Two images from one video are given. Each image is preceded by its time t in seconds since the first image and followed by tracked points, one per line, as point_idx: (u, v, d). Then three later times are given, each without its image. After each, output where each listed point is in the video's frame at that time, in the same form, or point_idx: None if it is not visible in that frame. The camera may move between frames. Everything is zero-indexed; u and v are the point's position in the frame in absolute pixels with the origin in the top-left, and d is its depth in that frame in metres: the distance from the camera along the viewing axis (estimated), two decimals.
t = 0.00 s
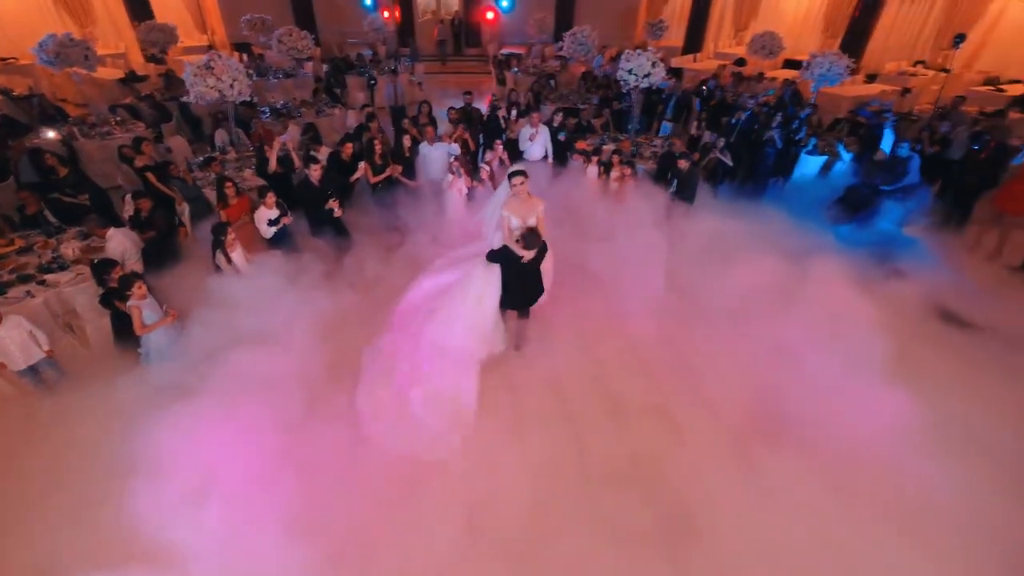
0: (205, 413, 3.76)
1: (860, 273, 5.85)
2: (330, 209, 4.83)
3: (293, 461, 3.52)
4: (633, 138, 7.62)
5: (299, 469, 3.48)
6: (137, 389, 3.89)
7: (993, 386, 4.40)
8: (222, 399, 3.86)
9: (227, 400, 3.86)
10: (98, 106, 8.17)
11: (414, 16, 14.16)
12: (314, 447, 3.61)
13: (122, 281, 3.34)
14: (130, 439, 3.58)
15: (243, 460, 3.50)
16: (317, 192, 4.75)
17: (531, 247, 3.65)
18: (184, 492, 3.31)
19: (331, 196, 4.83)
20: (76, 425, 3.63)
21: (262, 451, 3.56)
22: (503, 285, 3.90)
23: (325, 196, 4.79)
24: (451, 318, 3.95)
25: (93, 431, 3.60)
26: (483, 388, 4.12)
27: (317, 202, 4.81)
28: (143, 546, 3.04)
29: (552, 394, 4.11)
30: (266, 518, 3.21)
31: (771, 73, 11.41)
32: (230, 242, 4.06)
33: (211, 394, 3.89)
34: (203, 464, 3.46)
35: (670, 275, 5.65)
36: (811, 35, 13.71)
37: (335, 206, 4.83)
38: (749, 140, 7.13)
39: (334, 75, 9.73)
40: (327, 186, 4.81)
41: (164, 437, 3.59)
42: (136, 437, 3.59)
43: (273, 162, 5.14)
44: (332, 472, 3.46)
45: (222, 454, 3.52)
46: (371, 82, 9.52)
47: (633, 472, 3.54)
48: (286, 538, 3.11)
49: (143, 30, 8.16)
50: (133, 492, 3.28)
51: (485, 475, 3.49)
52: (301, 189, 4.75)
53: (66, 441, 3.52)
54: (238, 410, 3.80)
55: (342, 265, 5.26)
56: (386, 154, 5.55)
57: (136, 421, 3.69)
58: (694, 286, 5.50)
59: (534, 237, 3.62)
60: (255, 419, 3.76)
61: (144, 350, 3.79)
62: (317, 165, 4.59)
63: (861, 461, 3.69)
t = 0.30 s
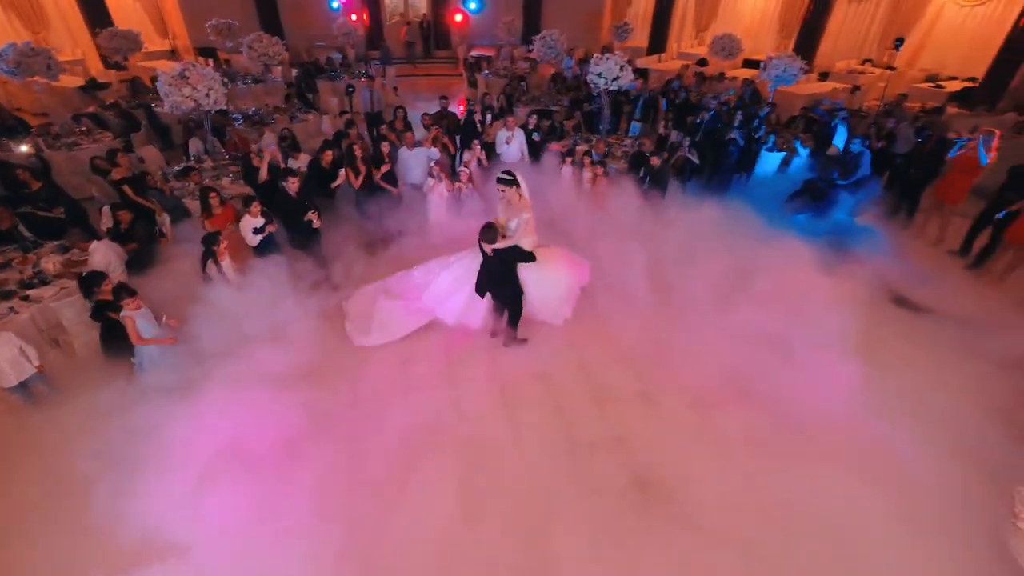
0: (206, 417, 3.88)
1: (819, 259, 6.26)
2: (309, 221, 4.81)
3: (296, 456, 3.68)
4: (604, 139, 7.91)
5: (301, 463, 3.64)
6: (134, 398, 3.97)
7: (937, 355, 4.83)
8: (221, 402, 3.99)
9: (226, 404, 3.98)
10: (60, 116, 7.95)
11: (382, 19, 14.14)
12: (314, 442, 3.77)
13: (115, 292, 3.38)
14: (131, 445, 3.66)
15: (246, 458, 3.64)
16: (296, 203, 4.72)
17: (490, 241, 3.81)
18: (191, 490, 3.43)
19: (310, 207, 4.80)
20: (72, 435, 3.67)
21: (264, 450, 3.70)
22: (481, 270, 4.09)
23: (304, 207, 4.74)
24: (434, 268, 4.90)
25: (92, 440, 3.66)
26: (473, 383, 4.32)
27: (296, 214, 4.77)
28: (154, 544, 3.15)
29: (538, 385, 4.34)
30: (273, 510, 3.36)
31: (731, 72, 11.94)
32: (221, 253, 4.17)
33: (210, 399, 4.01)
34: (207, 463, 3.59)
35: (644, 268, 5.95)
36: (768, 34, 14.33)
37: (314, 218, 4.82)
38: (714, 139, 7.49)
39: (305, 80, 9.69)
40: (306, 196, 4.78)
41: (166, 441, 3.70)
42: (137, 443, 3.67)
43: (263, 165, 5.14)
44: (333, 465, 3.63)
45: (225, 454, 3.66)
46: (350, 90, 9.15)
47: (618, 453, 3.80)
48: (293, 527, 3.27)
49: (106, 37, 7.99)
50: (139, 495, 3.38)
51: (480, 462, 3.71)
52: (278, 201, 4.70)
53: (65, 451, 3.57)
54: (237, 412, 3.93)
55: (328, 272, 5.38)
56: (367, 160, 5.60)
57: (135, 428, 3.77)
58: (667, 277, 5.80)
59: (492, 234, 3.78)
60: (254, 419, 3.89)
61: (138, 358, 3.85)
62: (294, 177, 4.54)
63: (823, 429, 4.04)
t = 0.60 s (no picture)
0: (200, 423, 4.00)
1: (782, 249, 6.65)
2: (286, 235, 4.91)
3: (298, 460, 3.81)
4: (577, 140, 8.17)
5: (304, 467, 3.76)
6: (136, 409, 4.06)
7: (888, 334, 5.26)
8: (222, 410, 4.09)
9: (228, 412, 4.09)
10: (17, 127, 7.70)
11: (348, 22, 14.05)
12: (317, 447, 3.89)
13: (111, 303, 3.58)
14: (136, 455, 3.78)
15: (251, 463, 3.77)
16: (272, 218, 4.80)
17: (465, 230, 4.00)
18: (198, 494, 3.56)
19: (287, 222, 4.90)
20: (78, 448, 3.78)
21: (268, 455, 3.83)
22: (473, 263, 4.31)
23: (281, 221, 4.84)
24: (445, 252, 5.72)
25: (98, 451, 3.77)
26: (463, 381, 4.51)
27: (273, 228, 4.86)
28: (164, 547, 3.29)
29: (524, 380, 4.55)
30: (278, 512, 3.49)
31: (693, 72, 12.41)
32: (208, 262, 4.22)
33: (212, 408, 4.11)
34: (213, 468, 3.72)
35: (619, 264, 6.24)
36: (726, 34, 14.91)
37: (291, 232, 4.91)
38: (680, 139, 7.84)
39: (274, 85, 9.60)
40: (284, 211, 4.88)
41: (172, 450, 3.82)
42: (143, 452, 3.79)
43: (244, 173, 5.19)
44: (335, 469, 3.75)
45: (229, 459, 3.78)
46: (325, 96, 9.07)
47: (604, 439, 4.05)
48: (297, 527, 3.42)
49: (64, 46, 7.77)
50: (149, 500, 3.52)
51: (475, 455, 3.91)
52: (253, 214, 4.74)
53: (73, 464, 3.68)
54: (240, 418, 4.05)
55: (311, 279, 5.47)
56: (348, 166, 5.68)
57: (140, 438, 3.88)
58: (642, 272, 6.10)
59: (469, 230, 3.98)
60: (257, 426, 4.02)
61: (128, 368, 3.98)
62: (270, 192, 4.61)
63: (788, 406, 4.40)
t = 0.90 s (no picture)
0: (193, 430, 4.07)
1: (747, 241, 7.01)
2: (263, 249, 4.99)
3: (298, 464, 3.89)
4: (548, 141, 8.38)
5: (305, 471, 3.85)
6: (133, 417, 4.13)
7: (843, 317, 5.67)
8: (219, 418, 4.16)
9: (226, 418, 4.17)
10: None
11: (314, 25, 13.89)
12: (318, 450, 3.99)
13: (110, 317, 3.76)
14: (136, 461, 3.85)
15: (251, 465, 3.86)
16: (251, 232, 4.91)
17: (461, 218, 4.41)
18: (199, 495, 3.65)
19: (265, 237, 5.02)
20: (76, 456, 3.84)
21: (267, 458, 3.91)
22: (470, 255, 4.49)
23: (259, 235, 4.95)
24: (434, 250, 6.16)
25: (97, 457, 3.85)
26: (451, 380, 4.67)
27: (251, 241, 4.98)
28: (167, 547, 3.37)
29: (512, 375, 4.77)
30: (279, 509, 3.61)
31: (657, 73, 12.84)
32: (188, 275, 4.23)
33: (209, 416, 4.18)
34: (213, 471, 3.80)
35: (595, 261, 6.50)
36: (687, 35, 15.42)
37: (268, 245, 4.99)
38: (647, 138, 8.14)
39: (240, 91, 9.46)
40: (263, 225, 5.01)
41: (172, 454, 3.90)
42: (143, 458, 3.87)
43: (229, 182, 5.23)
44: (334, 469, 3.87)
45: (229, 463, 3.86)
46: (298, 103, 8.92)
47: (587, 428, 4.29)
48: (298, 529, 3.51)
49: (18, 54, 7.50)
50: (146, 504, 3.60)
51: (468, 452, 4.07)
52: (232, 226, 4.82)
53: (73, 471, 3.76)
54: (238, 424, 4.13)
55: (294, 286, 5.54)
56: (328, 173, 5.74)
57: (139, 445, 3.95)
58: (616, 268, 6.38)
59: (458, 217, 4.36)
60: (256, 431, 4.09)
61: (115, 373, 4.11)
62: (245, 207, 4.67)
63: (756, 387, 4.72)
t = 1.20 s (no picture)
0: (186, 440, 4.10)
1: (713, 234, 7.34)
2: (239, 265, 4.78)
3: (299, 468, 4.00)
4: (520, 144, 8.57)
5: (302, 474, 3.95)
6: (130, 425, 4.17)
7: (803, 304, 6.06)
8: (217, 424, 4.23)
9: (224, 423, 4.24)
10: None
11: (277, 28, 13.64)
12: (314, 454, 4.09)
13: (102, 333, 3.89)
14: (135, 467, 3.91)
15: (252, 470, 3.95)
16: (225, 248, 4.71)
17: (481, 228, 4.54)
18: (199, 496, 3.74)
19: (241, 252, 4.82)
20: (74, 464, 3.88)
21: (268, 462, 4.01)
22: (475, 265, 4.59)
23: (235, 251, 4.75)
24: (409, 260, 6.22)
25: (97, 464, 3.90)
26: (438, 379, 4.82)
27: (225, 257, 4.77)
28: (169, 546, 3.45)
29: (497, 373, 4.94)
30: (279, 512, 3.70)
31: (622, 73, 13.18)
32: (168, 288, 4.20)
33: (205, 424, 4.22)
34: (214, 474, 3.88)
35: (572, 261, 6.73)
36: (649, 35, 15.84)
37: (244, 262, 4.78)
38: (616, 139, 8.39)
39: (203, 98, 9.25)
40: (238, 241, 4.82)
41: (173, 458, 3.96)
42: (143, 463, 3.93)
43: (206, 194, 5.32)
44: (331, 471, 3.98)
45: (230, 467, 3.94)
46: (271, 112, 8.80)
47: (572, 419, 4.50)
48: (300, 529, 3.62)
49: None
50: (143, 514, 3.63)
51: (461, 449, 4.22)
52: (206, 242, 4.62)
53: (74, 478, 3.80)
54: (237, 429, 4.20)
55: (276, 296, 5.58)
56: (305, 181, 5.68)
57: (138, 451, 4.01)
58: (591, 265, 6.63)
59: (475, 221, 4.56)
60: (255, 437, 4.17)
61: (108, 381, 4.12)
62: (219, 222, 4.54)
63: (727, 373, 5.02)
